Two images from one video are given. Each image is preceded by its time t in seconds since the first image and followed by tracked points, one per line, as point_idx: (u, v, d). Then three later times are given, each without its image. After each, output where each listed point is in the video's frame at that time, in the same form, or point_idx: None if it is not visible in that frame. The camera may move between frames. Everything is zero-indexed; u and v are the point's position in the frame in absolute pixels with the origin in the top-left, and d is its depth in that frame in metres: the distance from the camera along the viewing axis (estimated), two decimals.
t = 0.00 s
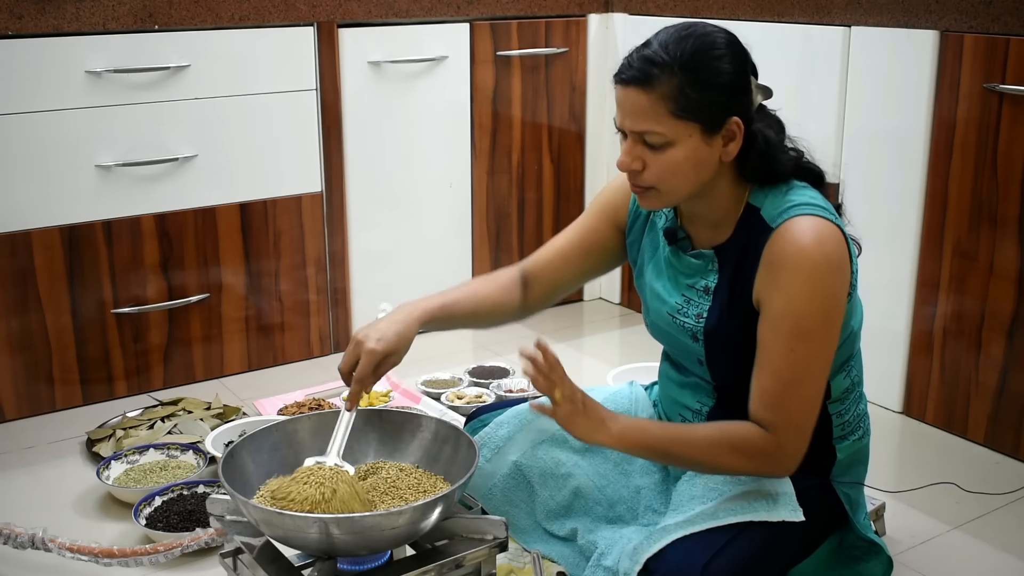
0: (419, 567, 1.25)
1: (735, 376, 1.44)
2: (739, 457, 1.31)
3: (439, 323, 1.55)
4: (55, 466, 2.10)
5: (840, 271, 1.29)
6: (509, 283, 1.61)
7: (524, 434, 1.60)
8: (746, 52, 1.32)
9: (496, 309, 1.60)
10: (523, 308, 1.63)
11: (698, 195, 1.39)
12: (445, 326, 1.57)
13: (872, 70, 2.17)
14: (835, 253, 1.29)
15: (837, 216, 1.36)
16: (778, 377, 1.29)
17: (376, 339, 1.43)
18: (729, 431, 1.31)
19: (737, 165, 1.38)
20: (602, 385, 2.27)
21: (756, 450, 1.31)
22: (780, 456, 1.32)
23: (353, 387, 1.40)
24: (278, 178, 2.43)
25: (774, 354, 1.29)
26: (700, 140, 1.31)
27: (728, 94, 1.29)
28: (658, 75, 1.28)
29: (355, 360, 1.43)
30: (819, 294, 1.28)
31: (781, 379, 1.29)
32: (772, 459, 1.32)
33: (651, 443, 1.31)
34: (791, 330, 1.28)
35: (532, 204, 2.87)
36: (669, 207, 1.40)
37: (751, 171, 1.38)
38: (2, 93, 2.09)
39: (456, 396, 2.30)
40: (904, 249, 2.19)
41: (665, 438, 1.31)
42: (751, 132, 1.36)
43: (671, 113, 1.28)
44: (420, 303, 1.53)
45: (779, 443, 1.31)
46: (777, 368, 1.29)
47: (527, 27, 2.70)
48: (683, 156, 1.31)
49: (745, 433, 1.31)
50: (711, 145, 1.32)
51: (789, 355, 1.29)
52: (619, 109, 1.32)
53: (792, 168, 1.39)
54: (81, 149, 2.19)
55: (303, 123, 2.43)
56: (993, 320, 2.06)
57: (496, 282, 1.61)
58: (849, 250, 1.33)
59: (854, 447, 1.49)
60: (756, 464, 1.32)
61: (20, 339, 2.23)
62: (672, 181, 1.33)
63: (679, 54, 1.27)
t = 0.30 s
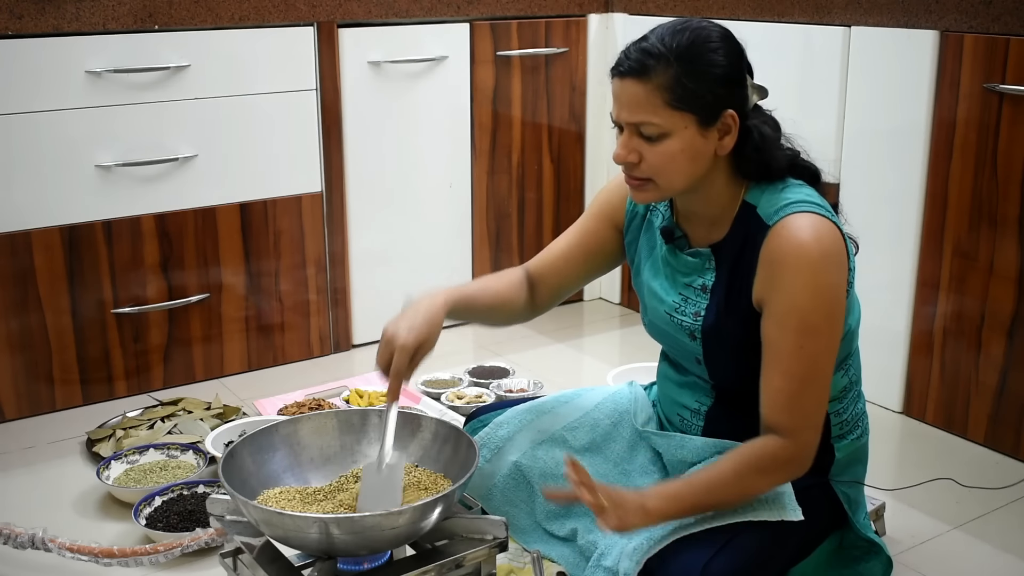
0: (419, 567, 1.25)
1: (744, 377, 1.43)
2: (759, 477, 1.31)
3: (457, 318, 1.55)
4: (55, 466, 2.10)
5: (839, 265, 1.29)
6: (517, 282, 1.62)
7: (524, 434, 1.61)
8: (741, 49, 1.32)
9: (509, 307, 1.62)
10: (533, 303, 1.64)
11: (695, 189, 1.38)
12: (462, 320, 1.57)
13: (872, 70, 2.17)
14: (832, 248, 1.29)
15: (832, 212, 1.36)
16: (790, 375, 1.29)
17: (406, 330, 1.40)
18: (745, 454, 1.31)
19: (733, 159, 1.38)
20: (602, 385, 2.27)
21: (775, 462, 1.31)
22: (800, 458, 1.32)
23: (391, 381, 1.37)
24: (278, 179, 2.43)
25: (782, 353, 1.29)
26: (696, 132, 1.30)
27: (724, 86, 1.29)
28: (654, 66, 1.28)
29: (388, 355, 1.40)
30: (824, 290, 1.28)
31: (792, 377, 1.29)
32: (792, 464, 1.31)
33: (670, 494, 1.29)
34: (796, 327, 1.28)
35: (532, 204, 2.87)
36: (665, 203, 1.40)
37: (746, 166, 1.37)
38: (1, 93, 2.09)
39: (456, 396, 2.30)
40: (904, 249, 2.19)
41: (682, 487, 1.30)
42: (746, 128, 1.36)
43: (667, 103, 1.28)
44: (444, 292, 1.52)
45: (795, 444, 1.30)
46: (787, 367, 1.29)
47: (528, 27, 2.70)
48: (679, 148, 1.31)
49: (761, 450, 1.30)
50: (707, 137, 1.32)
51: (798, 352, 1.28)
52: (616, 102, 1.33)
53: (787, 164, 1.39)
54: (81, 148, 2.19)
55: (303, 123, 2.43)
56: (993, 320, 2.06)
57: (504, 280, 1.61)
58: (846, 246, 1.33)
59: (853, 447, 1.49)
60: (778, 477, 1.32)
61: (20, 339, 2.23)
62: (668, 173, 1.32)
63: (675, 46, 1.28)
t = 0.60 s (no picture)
0: (418, 567, 1.25)
1: (745, 380, 1.43)
2: (758, 485, 1.32)
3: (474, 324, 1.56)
4: (55, 466, 2.10)
5: (842, 272, 1.30)
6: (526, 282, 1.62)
7: (524, 433, 1.61)
8: (750, 51, 1.32)
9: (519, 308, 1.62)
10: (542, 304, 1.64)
11: (702, 194, 1.39)
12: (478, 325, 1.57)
13: (872, 70, 2.17)
14: (836, 254, 1.30)
15: (839, 219, 1.36)
16: (791, 380, 1.29)
17: (429, 346, 1.42)
18: (740, 465, 1.32)
19: (741, 163, 1.38)
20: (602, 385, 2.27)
21: (773, 468, 1.32)
22: (797, 466, 1.33)
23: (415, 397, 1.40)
24: (278, 179, 2.43)
25: (783, 358, 1.30)
26: (706, 137, 1.31)
27: (734, 91, 1.30)
28: (665, 70, 1.28)
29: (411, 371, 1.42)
30: (826, 296, 1.29)
31: (792, 384, 1.29)
32: (788, 470, 1.33)
33: (672, 512, 1.31)
34: (797, 333, 1.29)
35: (532, 204, 2.87)
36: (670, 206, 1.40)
37: (754, 170, 1.38)
38: (2, 93, 2.09)
39: (456, 396, 2.30)
40: (904, 249, 2.19)
41: (680, 506, 1.31)
42: (755, 132, 1.36)
43: (677, 109, 1.28)
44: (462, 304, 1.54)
45: (791, 451, 1.32)
46: (789, 373, 1.29)
47: (528, 27, 2.70)
48: (689, 153, 1.31)
49: (756, 459, 1.32)
50: (717, 142, 1.32)
51: (800, 358, 1.29)
52: (624, 105, 1.32)
53: (794, 168, 1.39)
54: (81, 148, 2.19)
55: (303, 123, 2.43)
56: (993, 320, 2.06)
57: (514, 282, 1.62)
58: (851, 252, 1.33)
59: (853, 448, 1.49)
60: (779, 482, 1.33)
61: (20, 339, 2.23)
62: (677, 178, 1.32)
63: (686, 50, 1.28)
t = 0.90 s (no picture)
0: (419, 567, 1.25)
1: (745, 381, 1.43)
2: (759, 488, 1.32)
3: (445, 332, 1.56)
4: (55, 466, 2.10)
5: (847, 272, 1.30)
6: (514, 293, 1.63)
7: (523, 434, 1.61)
8: (755, 52, 1.32)
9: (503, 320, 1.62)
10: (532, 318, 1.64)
11: (706, 193, 1.38)
12: (451, 334, 1.58)
13: (872, 70, 2.17)
14: (841, 254, 1.30)
15: (842, 217, 1.36)
16: (794, 380, 1.30)
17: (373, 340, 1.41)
18: (739, 468, 1.32)
19: (745, 165, 1.38)
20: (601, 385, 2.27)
21: (774, 470, 1.32)
22: (798, 466, 1.33)
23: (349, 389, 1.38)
24: (278, 179, 2.43)
25: (788, 357, 1.30)
26: (711, 139, 1.31)
27: (739, 93, 1.30)
28: (671, 71, 1.28)
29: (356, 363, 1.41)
30: (832, 296, 1.29)
31: (797, 383, 1.30)
32: (793, 471, 1.33)
33: (669, 521, 1.32)
34: (804, 332, 1.29)
35: (532, 204, 2.87)
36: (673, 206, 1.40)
37: (759, 171, 1.38)
38: (1, 93, 2.09)
39: (456, 396, 2.30)
40: (904, 249, 2.19)
41: (679, 512, 1.32)
42: (760, 134, 1.37)
43: (683, 111, 1.28)
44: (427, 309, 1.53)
45: (792, 451, 1.32)
46: (793, 372, 1.29)
47: (528, 27, 2.70)
48: (693, 155, 1.31)
49: (756, 462, 1.32)
50: (721, 144, 1.32)
51: (803, 358, 1.29)
52: (629, 105, 1.32)
53: (798, 170, 1.39)
54: (81, 149, 2.19)
55: (303, 123, 2.43)
56: (994, 320, 2.06)
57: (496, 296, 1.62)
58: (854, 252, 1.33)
59: (853, 448, 1.49)
60: (780, 483, 1.33)
61: (20, 339, 2.23)
62: (680, 180, 1.33)
63: (692, 51, 1.28)
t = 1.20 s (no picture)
0: (419, 567, 1.25)
1: (747, 383, 1.43)
2: (762, 489, 1.32)
3: (461, 299, 1.56)
4: (55, 466, 2.10)
5: (849, 276, 1.30)
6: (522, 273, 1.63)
7: (524, 434, 1.61)
8: (760, 56, 1.32)
9: (508, 296, 1.62)
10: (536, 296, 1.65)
11: (709, 198, 1.38)
12: (465, 302, 1.57)
13: (872, 70, 2.17)
14: (844, 259, 1.30)
15: (845, 222, 1.36)
16: (796, 384, 1.30)
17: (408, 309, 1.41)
18: (742, 470, 1.32)
19: (749, 170, 1.39)
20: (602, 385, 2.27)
21: (777, 472, 1.32)
22: (801, 469, 1.33)
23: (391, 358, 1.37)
24: (278, 179, 2.43)
25: (791, 361, 1.30)
26: (715, 145, 1.31)
27: (744, 99, 1.30)
28: (676, 78, 1.28)
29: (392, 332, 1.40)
30: (835, 301, 1.29)
31: (797, 387, 1.30)
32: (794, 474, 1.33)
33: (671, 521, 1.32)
34: (805, 336, 1.29)
35: (532, 204, 2.87)
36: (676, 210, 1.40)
37: (762, 177, 1.38)
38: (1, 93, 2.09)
39: (456, 396, 2.30)
40: (904, 249, 2.19)
41: (680, 512, 1.32)
42: (764, 139, 1.37)
43: (687, 118, 1.28)
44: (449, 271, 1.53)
45: (795, 454, 1.32)
46: (795, 376, 1.29)
47: (528, 27, 2.70)
48: (697, 161, 1.31)
49: (760, 464, 1.32)
50: (725, 150, 1.32)
51: (806, 361, 1.29)
52: (633, 110, 1.32)
53: (802, 174, 1.39)
54: (81, 149, 2.19)
55: (303, 123, 2.43)
56: (994, 320, 2.06)
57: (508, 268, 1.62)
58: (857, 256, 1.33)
59: (854, 449, 1.49)
60: (783, 485, 1.33)
61: (20, 339, 2.23)
62: (684, 186, 1.33)
63: (698, 57, 1.27)
